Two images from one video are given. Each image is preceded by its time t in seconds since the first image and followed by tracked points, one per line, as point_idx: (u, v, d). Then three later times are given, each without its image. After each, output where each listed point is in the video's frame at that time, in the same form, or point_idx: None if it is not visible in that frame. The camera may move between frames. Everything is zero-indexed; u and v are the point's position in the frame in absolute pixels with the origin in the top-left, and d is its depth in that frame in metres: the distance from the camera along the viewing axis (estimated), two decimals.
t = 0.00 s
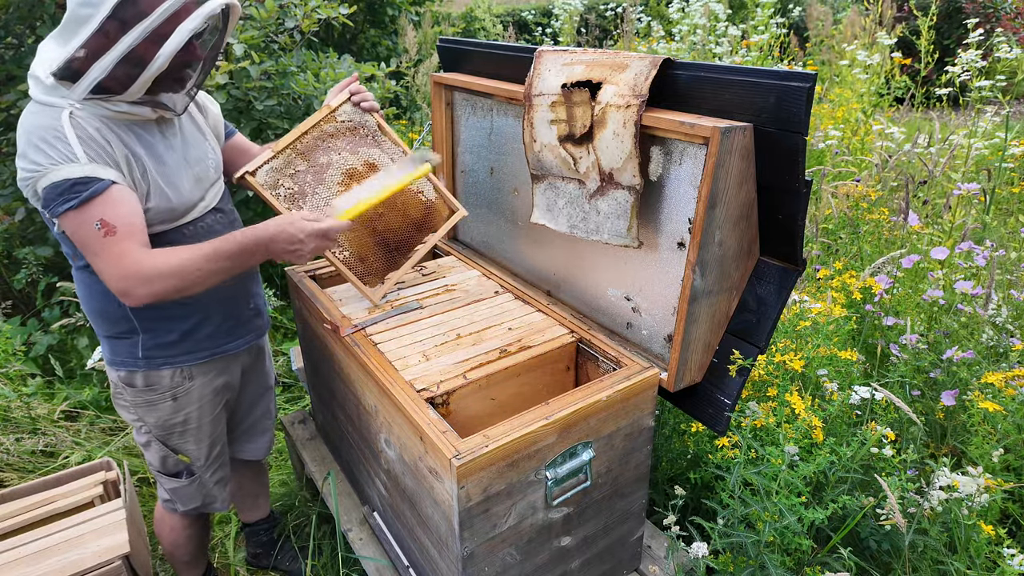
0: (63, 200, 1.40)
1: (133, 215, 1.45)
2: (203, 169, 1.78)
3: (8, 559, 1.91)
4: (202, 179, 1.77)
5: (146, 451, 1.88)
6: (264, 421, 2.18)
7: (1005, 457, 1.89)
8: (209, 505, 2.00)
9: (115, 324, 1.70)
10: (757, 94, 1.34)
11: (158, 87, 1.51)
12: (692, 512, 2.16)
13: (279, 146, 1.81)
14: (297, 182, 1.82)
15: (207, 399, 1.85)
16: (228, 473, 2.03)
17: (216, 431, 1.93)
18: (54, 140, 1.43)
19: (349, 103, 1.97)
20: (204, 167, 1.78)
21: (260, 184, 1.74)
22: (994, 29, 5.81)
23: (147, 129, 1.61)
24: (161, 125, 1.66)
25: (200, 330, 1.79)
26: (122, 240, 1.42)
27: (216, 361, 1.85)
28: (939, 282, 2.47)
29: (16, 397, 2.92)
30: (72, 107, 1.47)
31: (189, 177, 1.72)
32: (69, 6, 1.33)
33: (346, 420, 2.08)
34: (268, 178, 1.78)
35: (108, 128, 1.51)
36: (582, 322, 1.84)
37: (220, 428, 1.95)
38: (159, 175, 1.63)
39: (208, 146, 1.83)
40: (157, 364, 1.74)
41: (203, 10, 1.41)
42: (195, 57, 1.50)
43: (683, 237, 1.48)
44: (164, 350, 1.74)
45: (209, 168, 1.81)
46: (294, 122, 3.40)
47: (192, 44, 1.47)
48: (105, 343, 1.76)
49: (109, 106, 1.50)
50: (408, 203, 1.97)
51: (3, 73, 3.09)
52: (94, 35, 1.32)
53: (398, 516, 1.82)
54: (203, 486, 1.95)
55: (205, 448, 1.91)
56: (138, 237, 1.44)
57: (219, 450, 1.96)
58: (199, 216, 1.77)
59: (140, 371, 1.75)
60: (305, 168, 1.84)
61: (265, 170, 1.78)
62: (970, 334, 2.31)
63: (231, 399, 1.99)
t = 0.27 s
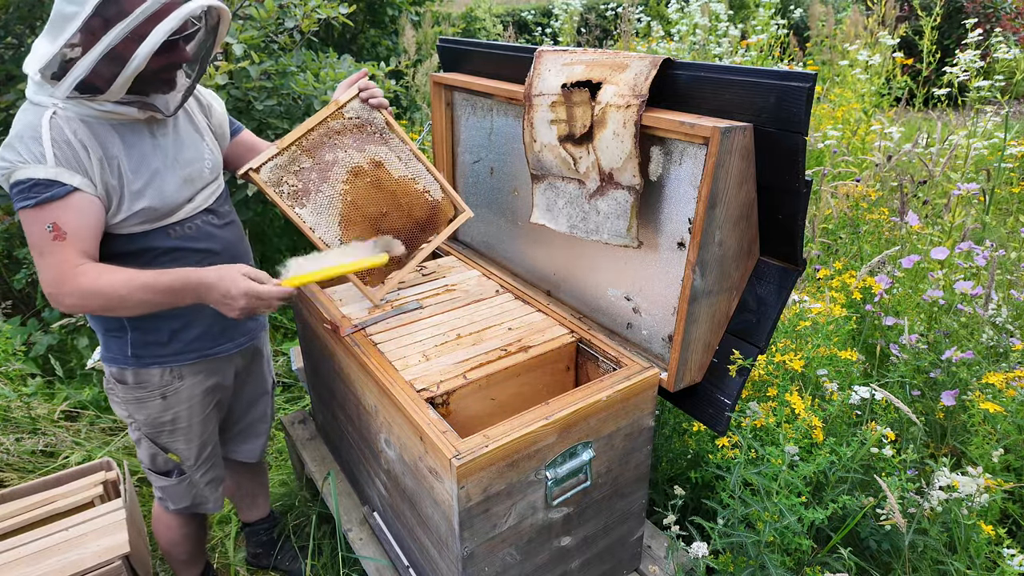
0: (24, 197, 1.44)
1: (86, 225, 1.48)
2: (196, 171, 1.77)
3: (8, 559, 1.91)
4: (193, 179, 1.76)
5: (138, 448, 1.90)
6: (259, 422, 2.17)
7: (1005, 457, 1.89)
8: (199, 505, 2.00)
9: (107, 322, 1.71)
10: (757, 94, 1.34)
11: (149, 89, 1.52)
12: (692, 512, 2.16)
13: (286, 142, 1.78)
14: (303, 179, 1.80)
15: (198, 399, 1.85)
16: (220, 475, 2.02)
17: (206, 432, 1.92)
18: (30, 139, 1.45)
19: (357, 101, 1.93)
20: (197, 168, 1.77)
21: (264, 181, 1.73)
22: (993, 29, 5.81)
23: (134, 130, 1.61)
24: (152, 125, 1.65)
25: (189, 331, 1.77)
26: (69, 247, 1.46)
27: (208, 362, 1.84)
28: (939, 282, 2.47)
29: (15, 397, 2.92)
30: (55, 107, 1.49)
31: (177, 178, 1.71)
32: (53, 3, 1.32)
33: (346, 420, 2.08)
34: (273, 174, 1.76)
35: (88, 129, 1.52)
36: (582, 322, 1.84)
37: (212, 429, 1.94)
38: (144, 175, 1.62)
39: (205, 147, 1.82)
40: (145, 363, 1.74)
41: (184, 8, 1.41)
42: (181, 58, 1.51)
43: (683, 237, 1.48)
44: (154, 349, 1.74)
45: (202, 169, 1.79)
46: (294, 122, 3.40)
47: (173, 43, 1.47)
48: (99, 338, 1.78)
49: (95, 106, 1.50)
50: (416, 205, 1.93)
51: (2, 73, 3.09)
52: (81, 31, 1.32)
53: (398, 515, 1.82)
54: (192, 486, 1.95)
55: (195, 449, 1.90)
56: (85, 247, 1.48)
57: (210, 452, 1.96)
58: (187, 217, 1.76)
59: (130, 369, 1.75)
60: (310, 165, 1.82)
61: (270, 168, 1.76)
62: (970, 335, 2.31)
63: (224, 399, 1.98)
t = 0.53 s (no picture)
0: (18, 194, 1.45)
1: (79, 220, 1.48)
2: (191, 169, 1.76)
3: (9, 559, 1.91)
4: (186, 177, 1.75)
5: (133, 445, 1.91)
6: (256, 423, 2.16)
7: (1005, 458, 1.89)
8: (193, 504, 2.00)
9: (101, 319, 1.73)
10: (757, 94, 1.34)
11: (143, 89, 1.54)
12: (692, 512, 2.16)
13: (286, 141, 1.78)
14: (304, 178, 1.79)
15: (189, 398, 1.84)
16: (214, 475, 2.01)
17: (199, 431, 1.91)
18: (21, 137, 1.46)
19: (359, 98, 1.91)
20: (191, 166, 1.76)
21: (265, 180, 1.72)
22: (994, 29, 5.81)
23: (126, 128, 1.61)
24: (145, 123, 1.65)
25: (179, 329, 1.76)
26: (62, 242, 1.46)
27: (200, 361, 1.83)
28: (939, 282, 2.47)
29: (15, 397, 2.92)
30: (47, 105, 1.51)
31: (170, 175, 1.70)
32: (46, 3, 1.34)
33: (346, 420, 2.08)
34: (274, 173, 1.75)
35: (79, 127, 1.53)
36: (582, 322, 1.84)
37: (205, 429, 1.93)
38: (135, 172, 1.62)
39: (200, 144, 1.81)
40: (137, 360, 1.75)
41: (169, 6, 1.39)
42: (171, 58, 1.53)
43: (683, 237, 1.48)
44: (146, 347, 1.75)
45: (197, 167, 1.78)
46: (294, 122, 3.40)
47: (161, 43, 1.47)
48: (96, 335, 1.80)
49: (86, 105, 1.50)
50: (416, 205, 1.93)
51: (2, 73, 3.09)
52: (70, 29, 1.32)
53: (397, 515, 1.82)
54: (183, 485, 1.95)
55: (187, 448, 1.89)
56: (79, 242, 1.48)
57: (203, 451, 1.95)
58: (180, 215, 1.75)
59: (123, 365, 1.77)
60: (313, 163, 1.82)
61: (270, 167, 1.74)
62: (970, 335, 2.31)
63: (219, 399, 1.97)
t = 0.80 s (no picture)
0: (7, 193, 1.46)
1: (66, 221, 1.50)
2: (187, 166, 1.76)
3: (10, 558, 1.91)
4: (182, 174, 1.74)
5: (133, 445, 1.91)
6: (255, 423, 2.17)
7: (1005, 458, 1.89)
8: (194, 504, 2.00)
9: (100, 317, 1.73)
10: (757, 94, 1.34)
11: (141, 86, 1.55)
12: (692, 512, 2.16)
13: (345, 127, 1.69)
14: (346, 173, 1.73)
15: (190, 398, 1.84)
16: (214, 475, 2.01)
17: (200, 430, 1.91)
18: (12, 135, 1.47)
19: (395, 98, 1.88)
20: (187, 163, 1.76)
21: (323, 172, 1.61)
22: (994, 29, 5.81)
23: (121, 125, 1.61)
24: (140, 120, 1.65)
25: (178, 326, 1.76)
26: (48, 243, 1.48)
27: (200, 359, 1.83)
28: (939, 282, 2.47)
29: (16, 397, 2.92)
30: (40, 103, 1.51)
31: (165, 172, 1.70)
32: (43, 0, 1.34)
33: (346, 420, 2.08)
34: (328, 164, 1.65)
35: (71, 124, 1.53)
36: (581, 322, 1.84)
37: (205, 428, 1.93)
38: (128, 169, 1.62)
39: (197, 141, 1.80)
40: (137, 359, 1.75)
41: None
42: (170, 53, 1.55)
43: (683, 237, 1.48)
44: (145, 346, 1.75)
45: (194, 164, 1.78)
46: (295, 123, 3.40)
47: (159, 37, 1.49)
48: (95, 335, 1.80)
49: (79, 102, 1.51)
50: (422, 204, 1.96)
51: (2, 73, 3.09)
52: (67, 25, 1.33)
53: (398, 515, 1.82)
54: (185, 485, 1.95)
55: (188, 447, 1.89)
56: (65, 244, 1.50)
57: (204, 451, 1.95)
58: (177, 212, 1.74)
59: (123, 365, 1.76)
60: (354, 157, 1.74)
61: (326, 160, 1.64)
62: (970, 335, 2.31)
63: (219, 399, 1.97)
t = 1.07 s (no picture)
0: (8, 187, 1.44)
1: (70, 214, 1.48)
2: (185, 163, 1.76)
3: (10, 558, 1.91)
4: (181, 172, 1.75)
5: (131, 445, 1.90)
6: (255, 423, 2.17)
7: (1006, 458, 1.89)
8: (193, 504, 2.00)
9: (99, 316, 1.73)
10: (757, 94, 1.34)
11: (138, 84, 1.55)
12: (692, 512, 2.17)
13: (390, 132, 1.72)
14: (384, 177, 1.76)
15: (187, 398, 1.84)
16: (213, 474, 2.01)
17: (198, 431, 1.91)
18: (15, 132, 1.47)
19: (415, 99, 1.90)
20: (186, 161, 1.76)
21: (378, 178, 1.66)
22: (994, 28, 5.80)
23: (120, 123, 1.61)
24: (139, 118, 1.65)
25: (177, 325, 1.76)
26: (52, 235, 1.45)
27: (198, 359, 1.83)
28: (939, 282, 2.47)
29: (16, 397, 2.92)
30: (40, 102, 1.51)
31: (163, 170, 1.70)
32: None
33: (346, 420, 2.08)
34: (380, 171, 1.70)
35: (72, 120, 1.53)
36: (581, 322, 1.84)
37: (204, 428, 1.93)
38: (129, 167, 1.62)
39: (195, 139, 1.81)
40: (135, 358, 1.75)
41: None
42: (164, 51, 1.55)
43: (683, 237, 1.48)
44: (143, 345, 1.75)
45: (192, 162, 1.78)
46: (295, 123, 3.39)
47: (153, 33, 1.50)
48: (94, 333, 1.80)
49: (80, 100, 1.51)
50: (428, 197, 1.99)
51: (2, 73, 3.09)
52: (63, 24, 1.33)
53: (397, 515, 1.82)
54: (183, 485, 1.95)
55: (186, 448, 1.89)
56: (70, 240, 1.47)
57: (202, 451, 1.95)
58: (175, 210, 1.74)
59: (121, 364, 1.76)
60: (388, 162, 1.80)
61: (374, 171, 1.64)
62: (970, 335, 2.31)
63: (217, 398, 1.97)
